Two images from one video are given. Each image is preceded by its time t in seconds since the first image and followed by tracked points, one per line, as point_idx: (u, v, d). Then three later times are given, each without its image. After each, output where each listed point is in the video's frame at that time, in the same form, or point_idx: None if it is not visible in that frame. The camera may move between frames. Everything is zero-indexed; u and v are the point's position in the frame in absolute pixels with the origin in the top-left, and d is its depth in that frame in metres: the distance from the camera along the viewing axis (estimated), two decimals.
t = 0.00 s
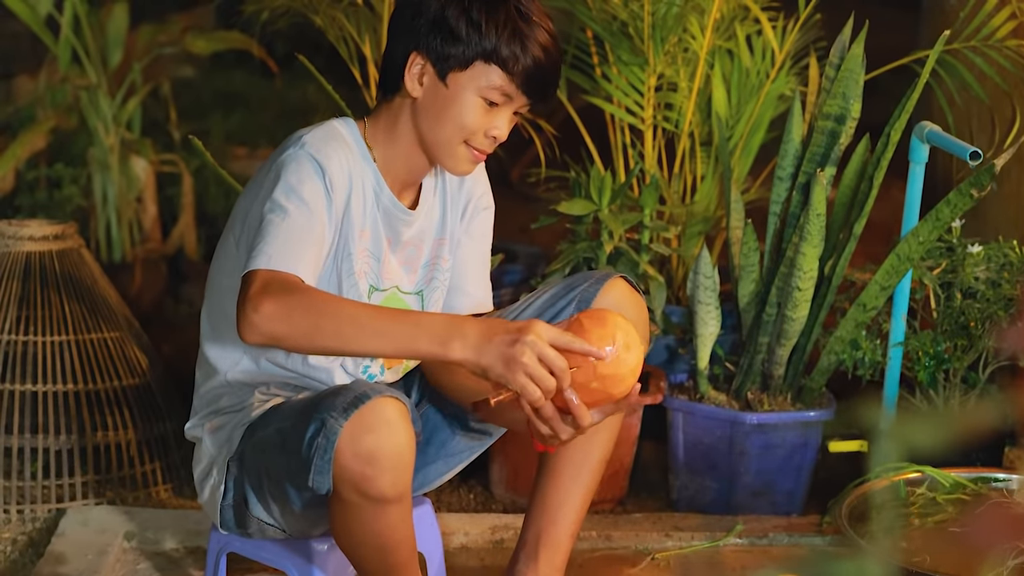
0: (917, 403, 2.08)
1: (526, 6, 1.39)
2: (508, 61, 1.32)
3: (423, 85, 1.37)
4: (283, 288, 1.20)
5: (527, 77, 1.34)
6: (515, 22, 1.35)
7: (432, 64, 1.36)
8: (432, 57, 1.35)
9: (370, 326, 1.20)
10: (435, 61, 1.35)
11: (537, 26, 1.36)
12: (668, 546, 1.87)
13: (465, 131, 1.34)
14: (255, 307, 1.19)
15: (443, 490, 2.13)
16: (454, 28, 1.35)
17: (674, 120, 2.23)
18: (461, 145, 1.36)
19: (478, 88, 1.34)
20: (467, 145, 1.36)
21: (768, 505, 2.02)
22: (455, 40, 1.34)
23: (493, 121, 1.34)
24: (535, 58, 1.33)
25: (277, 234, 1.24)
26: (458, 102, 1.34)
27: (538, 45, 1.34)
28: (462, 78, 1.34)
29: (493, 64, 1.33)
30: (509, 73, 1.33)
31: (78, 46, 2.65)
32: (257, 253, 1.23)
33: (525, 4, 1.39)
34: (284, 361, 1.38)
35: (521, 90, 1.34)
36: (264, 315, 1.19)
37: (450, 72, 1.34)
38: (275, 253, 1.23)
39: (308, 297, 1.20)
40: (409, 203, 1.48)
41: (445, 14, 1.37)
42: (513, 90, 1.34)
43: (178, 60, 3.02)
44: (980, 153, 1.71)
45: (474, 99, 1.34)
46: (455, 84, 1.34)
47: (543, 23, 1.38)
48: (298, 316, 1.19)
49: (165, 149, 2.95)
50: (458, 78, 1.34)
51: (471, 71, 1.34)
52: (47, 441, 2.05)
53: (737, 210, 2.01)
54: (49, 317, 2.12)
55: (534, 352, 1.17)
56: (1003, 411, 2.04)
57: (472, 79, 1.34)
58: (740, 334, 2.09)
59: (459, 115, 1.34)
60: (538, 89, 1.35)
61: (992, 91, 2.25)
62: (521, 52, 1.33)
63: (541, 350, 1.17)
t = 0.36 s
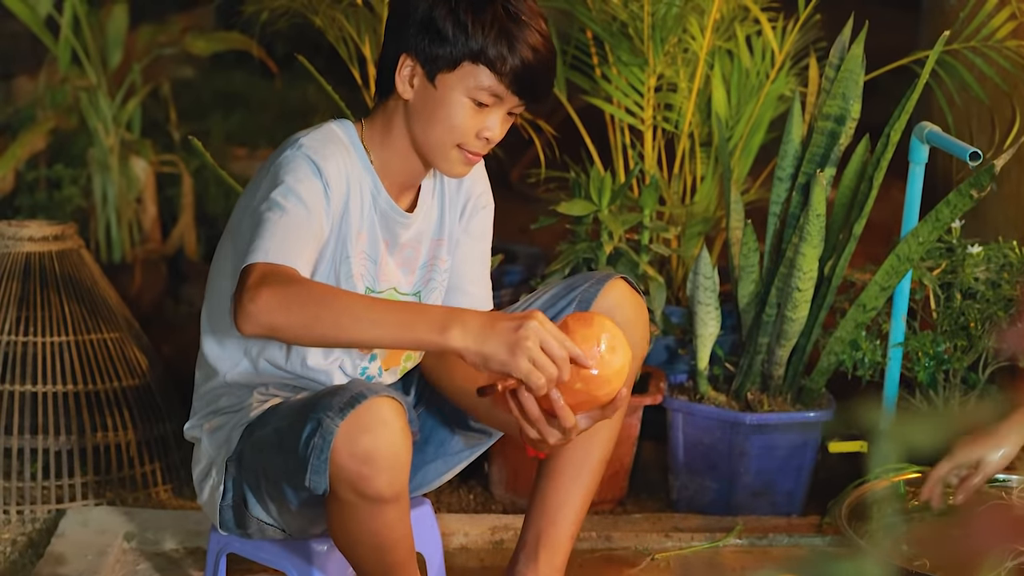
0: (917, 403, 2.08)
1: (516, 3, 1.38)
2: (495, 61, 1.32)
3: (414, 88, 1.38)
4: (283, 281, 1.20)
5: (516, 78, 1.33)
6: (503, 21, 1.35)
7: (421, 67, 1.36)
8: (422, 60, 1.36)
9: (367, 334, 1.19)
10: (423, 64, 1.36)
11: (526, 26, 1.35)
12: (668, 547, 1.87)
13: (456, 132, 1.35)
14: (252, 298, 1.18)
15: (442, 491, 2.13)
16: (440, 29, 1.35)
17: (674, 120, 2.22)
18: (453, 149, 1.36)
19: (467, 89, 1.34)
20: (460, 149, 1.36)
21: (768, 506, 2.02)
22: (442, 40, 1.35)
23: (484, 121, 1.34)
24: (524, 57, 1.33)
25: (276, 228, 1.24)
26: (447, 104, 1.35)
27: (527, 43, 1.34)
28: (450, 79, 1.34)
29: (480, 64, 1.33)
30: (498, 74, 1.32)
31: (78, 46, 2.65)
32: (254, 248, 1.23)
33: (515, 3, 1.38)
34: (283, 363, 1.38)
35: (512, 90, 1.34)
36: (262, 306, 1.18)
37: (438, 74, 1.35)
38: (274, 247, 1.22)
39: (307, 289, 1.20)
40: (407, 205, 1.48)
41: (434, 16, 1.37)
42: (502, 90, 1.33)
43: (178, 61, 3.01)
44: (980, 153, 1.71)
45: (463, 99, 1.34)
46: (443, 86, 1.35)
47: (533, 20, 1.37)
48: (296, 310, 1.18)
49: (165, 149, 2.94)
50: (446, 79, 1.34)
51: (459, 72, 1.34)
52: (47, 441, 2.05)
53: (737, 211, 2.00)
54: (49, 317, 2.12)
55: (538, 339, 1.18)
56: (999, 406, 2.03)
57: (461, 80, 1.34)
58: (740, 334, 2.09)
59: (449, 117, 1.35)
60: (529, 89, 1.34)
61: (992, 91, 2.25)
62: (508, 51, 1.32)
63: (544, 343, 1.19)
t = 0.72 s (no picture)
0: (918, 403, 2.08)
1: (504, 8, 1.32)
2: (475, 75, 1.29)
3: (405, 98, 1.36)
4: (288, 289, 1.19)
5: (499, 91, 1.29)
6: (487, 28, 1.30)
7: (409, 80, 1.34)
8: (409, 73, 1.34)
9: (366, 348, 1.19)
10: (410, 75, 1.34)
11: (512, 36, 1.30)
12: (668, 547, 1.87)
13: (445, 147, 1.33)
14: (255, 305, 1.18)
15: (443, 491, 2.13)
16: (424, 39, 1.33)
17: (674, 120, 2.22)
18: (445, 161, 1.34)
19: (452, 103, 1.31)
20: (453, 162, 1.34)
21: (768, 505, 2.02)
22: (425, 52, 1.32)
23: (472, 135, 1.32)
24: (508, 67, 1.29)
25: (280, 235, 1.23)
26: (435, 117, 1.33)
27: (511, 52, 1.29)
28: (435, 92, 1.32)
29: (461, 78, 1.30)
30: (481, 86, 1.29)
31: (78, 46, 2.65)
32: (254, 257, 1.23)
33: (503, 8, 1.32)
34: (284, 365, 1.39)
35: (495, 103, 1.30)
36: (265, 314, 1.18)
37: (424, 86, 1.33)
38: (275, 255, 1.22)
39: (310, 298, 1.19)
40: (414, 214, 1.48)
41: (419, 24, 1.34)
42: (488, 103, 1.30)
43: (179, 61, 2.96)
44: (980, 153, 1.71)
45: (449, 114, 1.32)
46: (429, 99, 1.33)
47: (523, 25, 1.32)
48: (299, 321, 1.18)
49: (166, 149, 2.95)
50: (431, 92, 1.32)
51: (443, 85, 1.31)
52: (47, 441, 2.05)
53: (738, 210, 2.00)
54: (50, 317, 2.12)
55: (537, 378, 1.18)
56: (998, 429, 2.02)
57: (445, 93, 1.31)
58: (741, 333, 2.09)
59: (437, 131, 1.33)
60: (516, 101, 1.30)
61: (993, 91, 2.24)
62: (491, 62, 1.28)
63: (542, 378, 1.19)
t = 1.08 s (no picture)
0: (918, 402, 2.08)
1: (506, 36, 1.23)
2: (473, 106, 1.23)
3: (408, 119, 1.32)
4: (311, 306, 1.15)
5: (498, 122, 1.24)
6: (487, 58, 1.23)
7: (410, 101, 1.30)
8: (412, 95, 1.28)
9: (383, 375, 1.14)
10: (413, 97, 1.29)
11: (514, 63, 1.23)
12: (669, 546, 1.87)
13: (448, 172, 1.29)
14: (285, 319, 1.13)
15: (443, 490, 2.13)
16: (425, 60, 1.26)
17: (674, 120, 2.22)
18: (446, 185, 1.30)
19: (452, 131, 1.26)
20: (455, 186, 1.30)
21: (768, 505, 2.02)
22: (426, 75, 1.26)
23: (475, 163, 1.28)
24: (507, 101, 1.22)
25: (303, 251, 1.19)
26: (437, 143, 1.28)
27: (510, 85, 1.22)
28: (436, 118, 1.27)
29: (460, 107, 1.24)
30: (480, 117, 1.24)
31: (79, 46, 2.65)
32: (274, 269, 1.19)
33: (506, 29, 1.24)
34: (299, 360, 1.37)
35: (497, 133, 1.25)
36: (294, 328, 1.13)
37: (426, 111, 1.28)
38: (296, 268, 1.18)
39: (335, 317, 1.16)
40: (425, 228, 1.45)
41: (421, 43, 1.27)
42: (488, 133, 1.25)
43: (179, 60, 2.96)
44: (980, 152, 1.72)
45: (451, 141, 1.27)
46: (431, 124, 1.28)
47: (526, 53, 1.24)
48: (320, 339, 1.13)
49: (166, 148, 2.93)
50: (432, 117, 1.27)
51: (443, 113, 1.26)
52: (47, 441, 2.05)
53: (738, 210, 2.00)
54: (50, 317, 2.12)
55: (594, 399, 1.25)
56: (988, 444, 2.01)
57: (446, 120, 1.26)
58: (741, 333, 2.09)
59: (439, 157, 1.29)
60: (518, 132, 1.25)
61: (993, 90, 2.25)
62: (489, 94, 1.22)
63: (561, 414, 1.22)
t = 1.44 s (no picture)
0: (917, 399, 2.09)
1: (504, 105, 1.20)
2: (472, 174, 1.21)
3: (407, 177, 1.30)
4: (312, 456, 1.28)
5: (496, 190, 1.22)
6: (483, 129, 1.20)
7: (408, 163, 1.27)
8: (412, 160, 1.26)
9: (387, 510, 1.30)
10: (410, 160, 1.26)
11: (513, 132, 1.20)
12: (669, 544, 1.86)
13: (450, 232, 1.29)
14: (304, 478, 1.28)
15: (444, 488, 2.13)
16: (422, 123, 1.23)
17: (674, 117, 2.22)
18: (450, 242, 1.31)
19: (451, 198, 1.25)
20: (459, 243, 1.31)
21: (768, 503, 2.02)
22: (422, 139, 1.23)
23: (477, 225, 1.28)
24: (506, 173, 1.21)
25: (309, 380, 1.26)
26: (437, 207, 1.27)
27: (509, 155, 1.20)
28: (434, 185, 1.25)
29: (459, 176, 1.22)
30: (478, 187, 1.22)
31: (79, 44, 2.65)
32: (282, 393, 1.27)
33: (505, 95, 1.21)
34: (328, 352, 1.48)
35: (495, 201, 1.24)
36: (313, 486, 1.28)
37: (423, 176, 1.26)
38: (301, 404, 1.26)
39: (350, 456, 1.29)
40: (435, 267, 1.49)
41: (416, 105, 1.24)
42: (488, 202, 1.24)
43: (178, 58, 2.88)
44: (980, 150, 1.72)
45: (450, 206, 1.26)
46: (429, 189, 1.26)
47: (526, 123, 1.21)
48: (320, 478, 1.27)
49: (166, 147, 2.87)
50: (431, 183, 1.25)
51: (441, 181, 1.24)
52: (47, 438, 2.05)
53: (738, 208, 2.01)
54: (51, 314, 2.12)
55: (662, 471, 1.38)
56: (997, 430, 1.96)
57: (444, 188, 1.25)
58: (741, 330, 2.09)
59: (441, 218, 1.28)
60: (516, 199, 1.24)
61: (992, 88, 2.24)
62: (487, 165, 1.20)
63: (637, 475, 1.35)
